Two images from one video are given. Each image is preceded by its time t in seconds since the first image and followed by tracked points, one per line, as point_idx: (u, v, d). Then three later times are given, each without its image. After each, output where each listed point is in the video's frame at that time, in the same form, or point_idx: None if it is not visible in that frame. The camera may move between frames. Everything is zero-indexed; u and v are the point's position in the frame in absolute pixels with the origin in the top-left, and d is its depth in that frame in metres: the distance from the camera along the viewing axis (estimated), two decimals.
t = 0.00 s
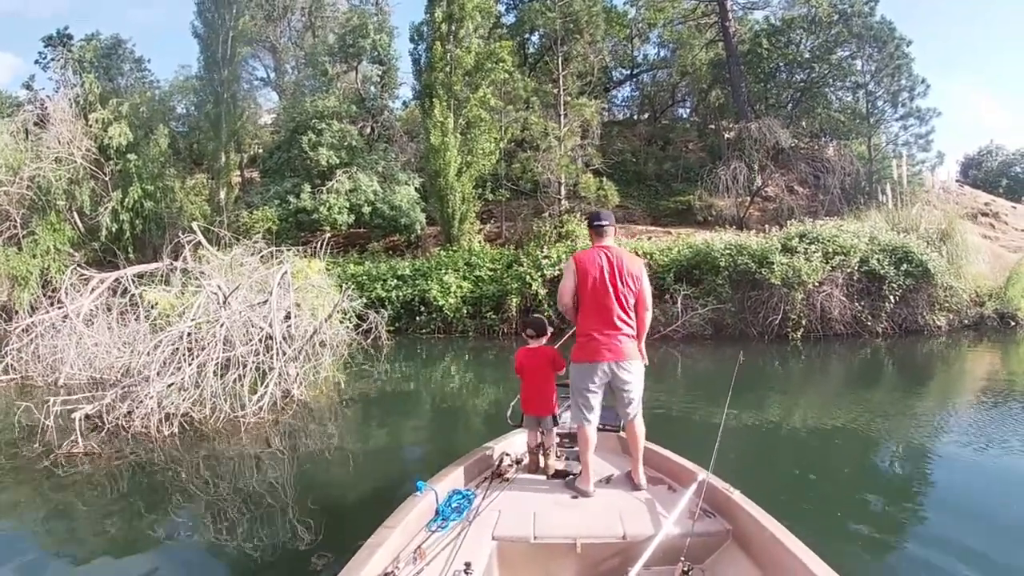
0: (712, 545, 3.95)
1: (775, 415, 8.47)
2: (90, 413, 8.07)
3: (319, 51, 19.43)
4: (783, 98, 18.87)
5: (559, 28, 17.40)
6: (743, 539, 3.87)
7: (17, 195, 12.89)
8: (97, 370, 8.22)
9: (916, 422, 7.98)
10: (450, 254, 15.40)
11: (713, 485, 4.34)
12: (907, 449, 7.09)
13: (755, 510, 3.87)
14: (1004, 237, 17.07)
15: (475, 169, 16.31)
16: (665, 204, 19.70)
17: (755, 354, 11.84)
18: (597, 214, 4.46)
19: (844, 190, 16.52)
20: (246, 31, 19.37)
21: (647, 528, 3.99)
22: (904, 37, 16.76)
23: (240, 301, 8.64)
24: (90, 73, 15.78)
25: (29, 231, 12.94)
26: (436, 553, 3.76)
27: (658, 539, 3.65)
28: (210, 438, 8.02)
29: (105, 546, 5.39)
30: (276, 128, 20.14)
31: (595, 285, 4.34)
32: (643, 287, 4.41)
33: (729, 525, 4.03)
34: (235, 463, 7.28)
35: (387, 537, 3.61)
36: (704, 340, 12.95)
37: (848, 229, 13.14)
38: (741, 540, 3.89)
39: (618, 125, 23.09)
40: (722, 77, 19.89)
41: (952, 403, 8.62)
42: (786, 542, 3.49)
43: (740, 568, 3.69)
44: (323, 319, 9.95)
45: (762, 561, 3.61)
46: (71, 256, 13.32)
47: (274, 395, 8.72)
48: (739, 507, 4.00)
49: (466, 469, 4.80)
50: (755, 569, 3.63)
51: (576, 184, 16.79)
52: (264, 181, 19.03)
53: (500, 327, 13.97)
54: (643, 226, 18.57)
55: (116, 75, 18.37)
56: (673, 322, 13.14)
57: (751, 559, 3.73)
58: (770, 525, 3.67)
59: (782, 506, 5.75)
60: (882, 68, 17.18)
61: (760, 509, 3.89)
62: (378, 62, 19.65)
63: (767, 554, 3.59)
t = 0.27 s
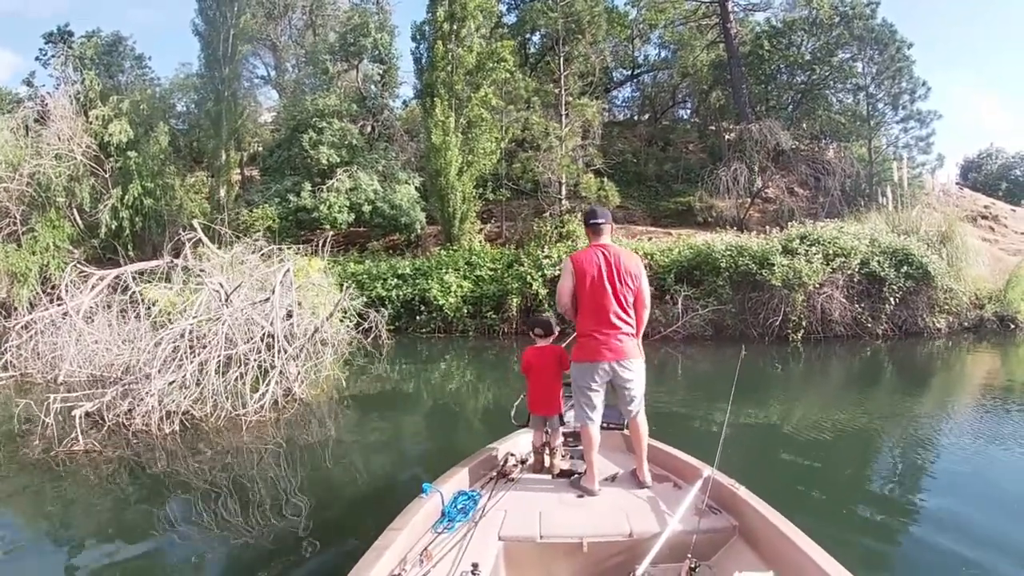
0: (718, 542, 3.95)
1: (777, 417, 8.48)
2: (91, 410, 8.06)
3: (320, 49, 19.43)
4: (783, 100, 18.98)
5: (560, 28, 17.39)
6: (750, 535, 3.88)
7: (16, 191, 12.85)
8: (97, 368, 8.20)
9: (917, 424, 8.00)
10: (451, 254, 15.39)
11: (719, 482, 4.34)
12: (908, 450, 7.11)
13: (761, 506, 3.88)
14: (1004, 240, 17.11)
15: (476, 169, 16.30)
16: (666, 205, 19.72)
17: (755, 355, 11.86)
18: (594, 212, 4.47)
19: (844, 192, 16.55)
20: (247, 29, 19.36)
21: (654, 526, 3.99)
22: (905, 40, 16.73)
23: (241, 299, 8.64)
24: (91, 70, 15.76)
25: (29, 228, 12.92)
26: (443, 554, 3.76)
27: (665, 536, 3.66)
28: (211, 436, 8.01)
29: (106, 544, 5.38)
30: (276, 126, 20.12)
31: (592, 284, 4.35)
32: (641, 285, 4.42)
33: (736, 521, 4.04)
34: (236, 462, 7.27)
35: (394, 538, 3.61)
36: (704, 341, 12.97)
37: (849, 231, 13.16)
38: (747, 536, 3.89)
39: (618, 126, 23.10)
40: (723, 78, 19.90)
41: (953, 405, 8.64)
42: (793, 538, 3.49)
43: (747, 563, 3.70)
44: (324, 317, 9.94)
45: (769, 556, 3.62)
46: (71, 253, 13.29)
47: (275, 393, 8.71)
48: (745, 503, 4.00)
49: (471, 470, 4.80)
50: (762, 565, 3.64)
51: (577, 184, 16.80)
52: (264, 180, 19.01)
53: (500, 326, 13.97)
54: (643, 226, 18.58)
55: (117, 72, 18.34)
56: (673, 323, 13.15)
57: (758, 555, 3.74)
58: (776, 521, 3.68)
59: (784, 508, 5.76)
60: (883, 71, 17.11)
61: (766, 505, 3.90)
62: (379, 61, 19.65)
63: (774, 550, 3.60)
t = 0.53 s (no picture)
0: (718, 541, 3.96)
1: (774, 419, 8.50)
2: (88, 405, 8.04)
3: (321, 46, 19.40)
4: (785, 104, 19.00)
5: (563, 28, 17.36)
6: (749, 535, 3.88)
7: (15, 184, 12.81)
8: (95, 362, 8.19)
9: (914, 428, 8.03)
10: (450, 253, 15.40)
11: (718, 482, 4.36)
12: (904, 455, 7.13)
13: (761, 506, 3.89)
14: (1002, 246, 17.15)
15: (476, 168, 16.28)
16: (665, 207, 19.74)
17: (753, 358, 11.87)
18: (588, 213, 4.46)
19: (844, 196, 16.58)
20: (249, 25, 19.34)
21: (654, 526, 4.00)
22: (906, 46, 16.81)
23: (241, 295, 8.63)
24: (92, 63, 15.72)
25: (27, 221, 12.89)
26: (442, 554, 3.76)
27: (665, 536, 3.66)
28: (209, 432, 8.00)
29: (103, 538, 5.37)
30: (277, 123, 20.10)
31: (586, 286, 4.36)
32: (637, 285, 4.41)
33: (735, 521, 4.04)
34: (233, 458, 7.27)
35: (393, 538, 3.60)
36: (702, 343, 12.98)
37: (848, 235, 13.19)
38: (747, 536, 3.90)
39: (619, 127, 23.12)
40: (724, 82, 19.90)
41: (950, 410, 8.67)
42: (792, 538, 3.50)
43: (746, 562, 3.71)
44: (323, 315, 9.93)
45: (769, 556, 3.63)
46: (69, 247, 13.27)
47: (274, 390, 8.70)
48: (744, 503, 4.01)
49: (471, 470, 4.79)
50: (762, 564, 3.64)
51: (577, 185, 16.81)
52: (263, 176, 18.99)
53: (499, 326, 13.97)
54: (643, 228, 18.60)
55: (117, 66, 18.31)
56: (672, 325, 13.16)
57: (758, 555, 3.74)
58: (776, 521, 3.69)
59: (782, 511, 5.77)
60: (884, 76, 17.24)
61: (765, 505, 3.91)
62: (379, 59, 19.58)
63: (774, 550, 3.61)
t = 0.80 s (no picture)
0: (714, 543, 3.96)
1: (771, 421, 8.52)
2: (85, 402, 8.02)
3: (321, 45, 19.39)
4: (784, 107, 18.84)
5: (563, 29, 17.31)
6: (745, 537, 3.88)
7: (13, 181, 12.77)
8: (92, 360, 8.18)
9: (911, 431, 8.04)
10: (448, 253, 15.40)
11: (714, 483, 4.36)
12: (901, 458, 7.13)
13: (756, 508, 3.89)
14: (1000, 250, 17.19)
15: (475, 168, 16.28)
16: (664, 209, 19.75)
17: (751, 360, 11.88)
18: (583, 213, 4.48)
19: (842, 199, 16.60)
20: (249, 23, 19.33)
21: (650, 527, 3.99)
22: (906, 49, 16.97)
23: (239, 294, 8.62)
24: (91, 60, 15.69)
25: (25, 218, 12.86)
26: (438, 553, 3.75)
27: (661, 537, 3.66)
28: (206, 430, 7.99)
29: (98, 536, 5.36)
30: (276, 121, 20.09)
31: (582, 286, 4.36)
32: (632, 283, 4.42)
33: (731, 522, 4.04)
34: (230, 456, 7.26)
35: (389, 537, 3.59)
36: (700, 345, 12.99)
37: (846, 237, 13.22)
38: (743, 538, 3.90)
39: (618, 129, 23.14)
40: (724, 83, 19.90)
41: (947, 413, 8.68)
42: (787, 540, 3.50)
43: (741, 563, 3.70)
44: (321, 314, 9.93)
45: (763, 557, 3.63)
46: (67, 244, 13.24)
47: (271, 388, 8.70)
48: (740, 504, 4.01)
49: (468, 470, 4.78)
50: (757, 566, 3.64)
51: (576, 186, 16.82)
52: (262, 174, 18.96)
53: (497, 326, 13.96)
54: (641, 229, 18.62)
55: (117, 63, 18.29)
56: (670, 326, 13.16)
57: (753, 556, 3.74)
58: (771, 523, 3.69)
59: (778, 513, 5.78)
60: (883, 79, 17.34)
61: (760, 506, 3.91)
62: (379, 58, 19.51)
63: (769, 552, 3.60)
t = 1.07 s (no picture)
0: (710, 545, 3.96)
1: (770, 421, 8.52)
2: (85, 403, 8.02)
3: (320, 46, 19.38)
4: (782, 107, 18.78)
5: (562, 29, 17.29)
6: (741, 539, 3.88)
7: (12, 182, 12.76)
8: (92, 361, 8.17)
9: (910, 431, 8.05)
10: (448, 253, 15.39)
11: (711, 485, 4.36)
12: (900, 458, 7.13)
13: (752, 510, 3.89)
14: (999, 250, 17.20)
15: (475, 169, 16.27)
16: (663, 209, 19.76)
17: (750, 360, 11.88)
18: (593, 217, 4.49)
19: (841, 199, 16.61)
20: (248, 24, 19.34)
21: (646, 528, 4.00)
22: (904, 49, 17.03)
23: (239, 295, 8.62)
24: (90, 61, 15.68)
25: (24, 219, 12.85)
26: (434, 552, 3.75)
27: (657, 539, 3.66)
28: (206, 431, 7.98)
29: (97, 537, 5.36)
30: (275, 122, 20.08)
31: (588, 288, 4.36)
32: (636, 287, 4.41)
33: (728, 524, 4.05)
34: (229, 457, 7.25)
35: (385, 536, 3.59)
36: (700, 345, 12.99)
37: (845, 237, 13.23)
38: (739, 540, 3.90)
39: (617, 129, 23.15)
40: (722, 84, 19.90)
41: (946, 413, 8.69)
42: (783, 541, 3.50)
43: (737, 565, 3.71)
44: (321, 315, 9.92)
45: (759, 559, 3.63)
46: (66, 244, 13.23)
47: (271, 389, 8.70)
48: (737, 506, 4.02)
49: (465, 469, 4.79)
50: (753, 568, 3.64)
51: (575, 186, 16.81)
52: (261, 175, 18.94)
53: (496, 327, 13.97)
54: (641, 229, 18.63)
55: (116, 64, 18.29)
56: (670, 326, 13.17)
57: (749, 558, 3.74)
58: (768, 524, 3.69)
59: (777, 513, 5.78)
60: (882, 79, 17.41)
61: (757, 508, 3.91)
62: (378, 59, 19.52)
63: (765, 554, 3.60)
